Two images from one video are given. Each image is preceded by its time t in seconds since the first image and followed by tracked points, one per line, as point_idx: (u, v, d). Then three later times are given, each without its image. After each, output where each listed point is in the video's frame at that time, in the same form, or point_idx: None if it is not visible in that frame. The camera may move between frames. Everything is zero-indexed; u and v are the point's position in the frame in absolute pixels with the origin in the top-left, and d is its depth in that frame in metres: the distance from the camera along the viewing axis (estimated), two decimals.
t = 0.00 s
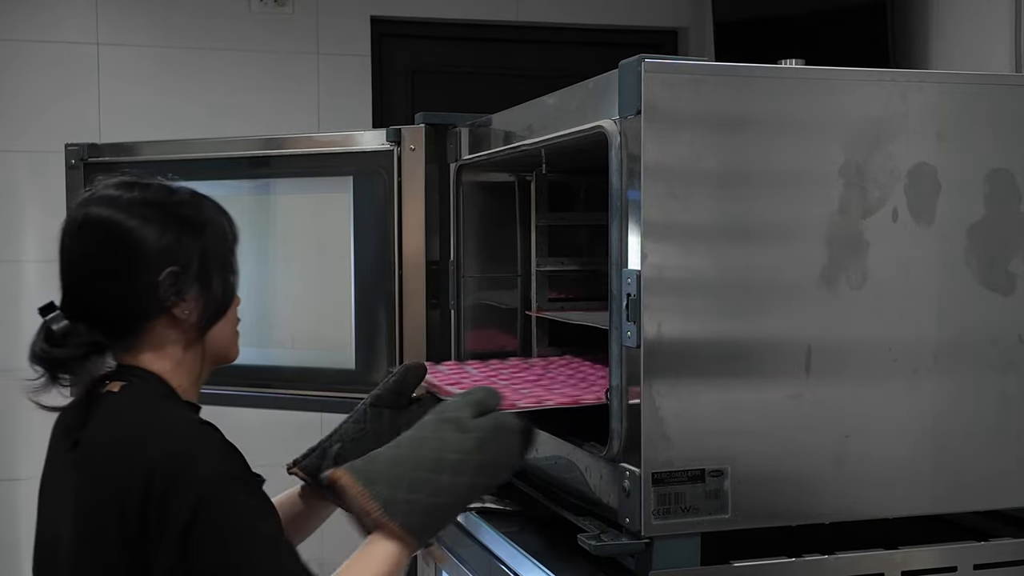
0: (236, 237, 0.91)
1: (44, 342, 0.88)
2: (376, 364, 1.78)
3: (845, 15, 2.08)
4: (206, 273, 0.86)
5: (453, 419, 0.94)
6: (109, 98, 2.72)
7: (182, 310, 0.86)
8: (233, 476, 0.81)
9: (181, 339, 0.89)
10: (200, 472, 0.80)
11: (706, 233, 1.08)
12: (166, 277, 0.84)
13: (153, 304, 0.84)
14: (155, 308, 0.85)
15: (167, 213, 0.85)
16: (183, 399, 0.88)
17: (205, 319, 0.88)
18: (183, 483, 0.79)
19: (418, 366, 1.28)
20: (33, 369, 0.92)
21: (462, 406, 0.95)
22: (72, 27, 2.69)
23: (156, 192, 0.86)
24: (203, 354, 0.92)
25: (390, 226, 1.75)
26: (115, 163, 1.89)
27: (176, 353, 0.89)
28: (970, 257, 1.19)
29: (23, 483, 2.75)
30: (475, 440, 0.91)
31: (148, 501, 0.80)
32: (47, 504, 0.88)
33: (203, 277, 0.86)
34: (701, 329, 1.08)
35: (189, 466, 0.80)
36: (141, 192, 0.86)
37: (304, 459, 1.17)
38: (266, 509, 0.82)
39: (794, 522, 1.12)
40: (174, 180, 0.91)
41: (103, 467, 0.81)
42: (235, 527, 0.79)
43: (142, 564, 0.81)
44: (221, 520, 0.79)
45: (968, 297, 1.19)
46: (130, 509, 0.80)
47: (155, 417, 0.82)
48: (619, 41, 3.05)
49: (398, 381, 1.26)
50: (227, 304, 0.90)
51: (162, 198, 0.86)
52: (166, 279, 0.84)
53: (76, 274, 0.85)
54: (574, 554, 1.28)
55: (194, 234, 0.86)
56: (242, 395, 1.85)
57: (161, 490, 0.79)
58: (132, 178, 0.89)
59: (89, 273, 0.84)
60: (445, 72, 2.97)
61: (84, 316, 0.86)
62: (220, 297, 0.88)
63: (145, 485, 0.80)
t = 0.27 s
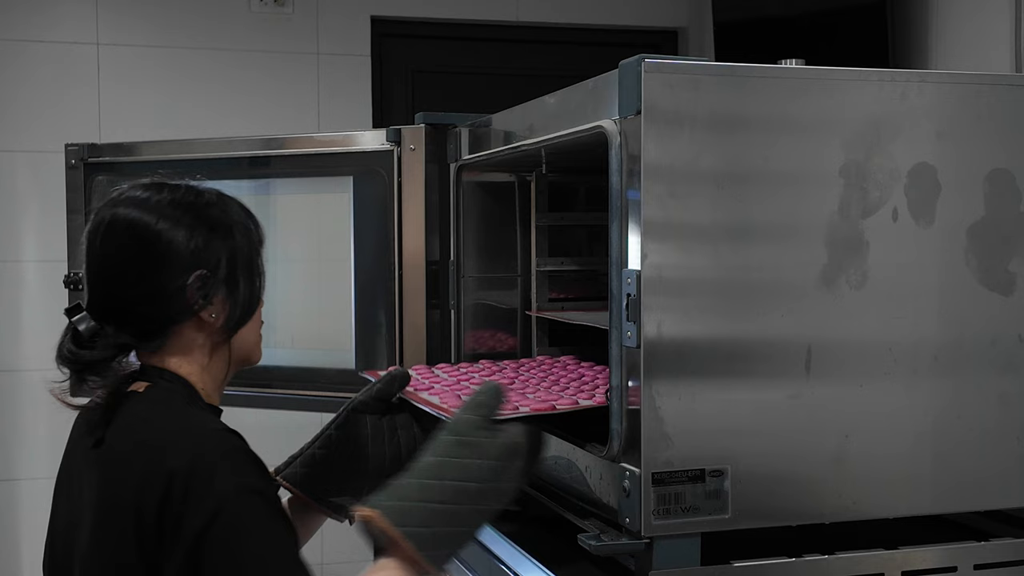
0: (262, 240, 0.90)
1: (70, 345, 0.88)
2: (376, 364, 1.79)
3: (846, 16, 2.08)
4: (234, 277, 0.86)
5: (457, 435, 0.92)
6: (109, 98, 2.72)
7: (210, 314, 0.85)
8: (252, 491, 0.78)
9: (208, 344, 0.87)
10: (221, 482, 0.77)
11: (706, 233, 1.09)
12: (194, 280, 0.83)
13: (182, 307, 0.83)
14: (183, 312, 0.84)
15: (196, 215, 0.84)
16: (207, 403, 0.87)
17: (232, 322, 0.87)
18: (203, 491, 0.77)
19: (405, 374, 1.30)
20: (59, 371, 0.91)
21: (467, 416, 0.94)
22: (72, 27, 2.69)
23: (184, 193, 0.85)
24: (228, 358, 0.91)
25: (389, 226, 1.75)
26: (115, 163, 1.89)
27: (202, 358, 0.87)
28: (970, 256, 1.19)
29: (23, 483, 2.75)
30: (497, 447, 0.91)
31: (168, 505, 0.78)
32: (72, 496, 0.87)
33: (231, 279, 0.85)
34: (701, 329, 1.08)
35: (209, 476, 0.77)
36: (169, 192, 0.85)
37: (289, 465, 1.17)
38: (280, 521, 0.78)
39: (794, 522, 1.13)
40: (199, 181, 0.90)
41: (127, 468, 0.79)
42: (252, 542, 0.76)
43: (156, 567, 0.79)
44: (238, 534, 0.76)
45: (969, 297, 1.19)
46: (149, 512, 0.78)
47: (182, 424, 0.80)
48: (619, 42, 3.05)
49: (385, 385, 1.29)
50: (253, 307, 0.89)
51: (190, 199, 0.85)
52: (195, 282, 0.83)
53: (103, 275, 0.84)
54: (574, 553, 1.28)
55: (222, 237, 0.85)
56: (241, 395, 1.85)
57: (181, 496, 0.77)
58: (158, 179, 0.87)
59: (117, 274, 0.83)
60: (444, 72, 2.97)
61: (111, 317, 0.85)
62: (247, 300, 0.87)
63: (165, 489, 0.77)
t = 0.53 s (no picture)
0: (264, 243, 0.90)
1: (71, 345, 0.86)
2: (376, 364, 1.78)
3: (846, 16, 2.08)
4: (236, 278, 0.85)
5: (480, 444, 1.01)
6: (109, 98, 2.72)
7: (209, 317, 0.85)
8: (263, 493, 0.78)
9: (210, 345, 0.87)
10: (234, 486, 0.77)
11: (706, 233, 1.09)
12: (196, 281, 0.82)
13: (183, 308, 0.83)
14: (184, 312, 0.83)
15: (199, 216, 0.84)
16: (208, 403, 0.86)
17: (234, 324, 0.86)
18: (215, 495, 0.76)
19: (394, 390, 1.30)
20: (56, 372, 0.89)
21: (492, 425, 1.03)
22: (72, 27, 2.69)
23: (187, 194, 0.85)
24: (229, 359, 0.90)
25: (389, 226, 1.75)
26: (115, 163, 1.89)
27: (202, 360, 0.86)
28: (970, 256, 1.19)
29: (23, 483, 2.75)
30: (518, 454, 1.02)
31: (178, 509, 0.77)
32: (63, 490, 0.86)
33: (230, 282, 0.85)
34: (701, 329, 1.08)
35: (223, 483, 0.77)
36: (173, 192, 0.84)
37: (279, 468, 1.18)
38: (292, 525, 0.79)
39: (794, 522, 1.13)
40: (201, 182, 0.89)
41: (132, 468, 0.78)
42: (269, 545, 0.76)
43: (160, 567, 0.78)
44: (251, 536, 0.76)
45: (969, 297, 1.19)
46: (158, 513, 0.77)
47: (191, 425, 0.79)
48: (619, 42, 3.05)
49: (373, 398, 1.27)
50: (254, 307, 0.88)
51: (193, 200, 0.84)
52: (196, 283, 0.83)
53: (105, 274, 0.83)
54: (574, 554, 1.28)
55: (225, 238, 0.85)
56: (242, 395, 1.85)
57: (189, 499, 0.77)
58: (161, 180, 0.87)
59: (118, 274, 0.82)
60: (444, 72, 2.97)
61: (111, 317, 0.84)
62: (247, 302, 0.87)
63: (173, 493, 0.77)
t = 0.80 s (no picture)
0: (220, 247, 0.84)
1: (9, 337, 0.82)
2: (376, 365, 1.78)
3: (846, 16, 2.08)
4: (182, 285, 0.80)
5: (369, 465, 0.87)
6: (110, 98, 2.72)
7: (148, 321, 0.79)
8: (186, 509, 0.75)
9: (151, 350, 0.81)
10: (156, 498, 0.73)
11: (706, 234, 1.09)
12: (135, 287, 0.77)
13: (121, 313, 0.78)
14: (123, 318, 0.78)
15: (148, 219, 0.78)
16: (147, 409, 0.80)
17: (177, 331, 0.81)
18: (136, 505, 0.73)
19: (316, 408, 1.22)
20: None
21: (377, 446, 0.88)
22: (72, 26, 2.69)
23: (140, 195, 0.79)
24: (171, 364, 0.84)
25: (389, 226, 1.75)
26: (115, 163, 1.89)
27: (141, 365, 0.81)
28: (970, 256, 1.19)
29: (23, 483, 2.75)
30: (414, 473, 0.88)
31: (93, 515, 0.73)
32: None
33: (176, 287, 0.79)
34: (701, 329, 1.08)
35: (144, 489, 0.73)
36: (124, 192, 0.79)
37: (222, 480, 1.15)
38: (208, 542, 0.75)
39: (794, 522, 1.13)
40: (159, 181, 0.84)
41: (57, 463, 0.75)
42: (184, 563, 0.73)
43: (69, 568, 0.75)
44: (167, 552, 0.73)
45: (969, 297, 1.19)
46: (68, 518, 0.73)
47: (125, 428, 0.75)
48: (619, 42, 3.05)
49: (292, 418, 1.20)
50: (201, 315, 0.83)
51: (144, 201, 0.79)
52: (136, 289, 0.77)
53: (47, 272, 0.79)
54: (574, 554, 1.28)
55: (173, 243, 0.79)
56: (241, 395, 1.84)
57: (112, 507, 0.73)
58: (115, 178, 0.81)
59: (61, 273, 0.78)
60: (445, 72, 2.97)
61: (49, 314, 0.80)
62: (190, 305, 0.81)
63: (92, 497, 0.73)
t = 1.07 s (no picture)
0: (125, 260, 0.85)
1: None
2: (376, 366, 1.77)
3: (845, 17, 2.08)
4: (77, 289, 0.81)
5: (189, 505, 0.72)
6: (110, 98, 2.72)
7: (45, 326, 0.80)
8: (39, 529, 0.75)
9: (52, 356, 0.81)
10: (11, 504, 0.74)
11: (706, 234, 1.09)
12: (28, 289, 0.79)
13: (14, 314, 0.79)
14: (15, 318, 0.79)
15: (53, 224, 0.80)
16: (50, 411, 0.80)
17: (75, 335, 0.81)
18: None
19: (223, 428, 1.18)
20: None
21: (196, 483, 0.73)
22: (72, 26, 2.69)
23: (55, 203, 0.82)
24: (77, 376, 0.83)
25: (390, 226, 1.75)
26: (115, 163, 1.89)
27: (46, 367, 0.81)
28: (970, 256, 1.19)
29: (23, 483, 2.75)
30: (227, 514, 0.71)
31: None
32: None
33: (72, 292, 0.80)
34: (701, 328, 1.08)
35: (9, 499, 0.74)
36: (39, 200, 0.82)
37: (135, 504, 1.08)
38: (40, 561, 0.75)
39: (793, 522, 1.12)
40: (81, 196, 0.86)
41: None
42: None
43: None
44: None
45: (969, 297, 1.19)
46: None
47: (17, 422, 0.76)
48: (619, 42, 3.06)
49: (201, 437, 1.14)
50: (100, 323, 0.83)
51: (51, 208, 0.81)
52: (28, 291, 0.79)
53: None
54: (574, 554, 1.28)
55: (74, 249, 0.81)
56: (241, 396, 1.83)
57: None
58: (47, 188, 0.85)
59: None
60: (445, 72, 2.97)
61: None
62: (91, 312, 0.82)
63: None
